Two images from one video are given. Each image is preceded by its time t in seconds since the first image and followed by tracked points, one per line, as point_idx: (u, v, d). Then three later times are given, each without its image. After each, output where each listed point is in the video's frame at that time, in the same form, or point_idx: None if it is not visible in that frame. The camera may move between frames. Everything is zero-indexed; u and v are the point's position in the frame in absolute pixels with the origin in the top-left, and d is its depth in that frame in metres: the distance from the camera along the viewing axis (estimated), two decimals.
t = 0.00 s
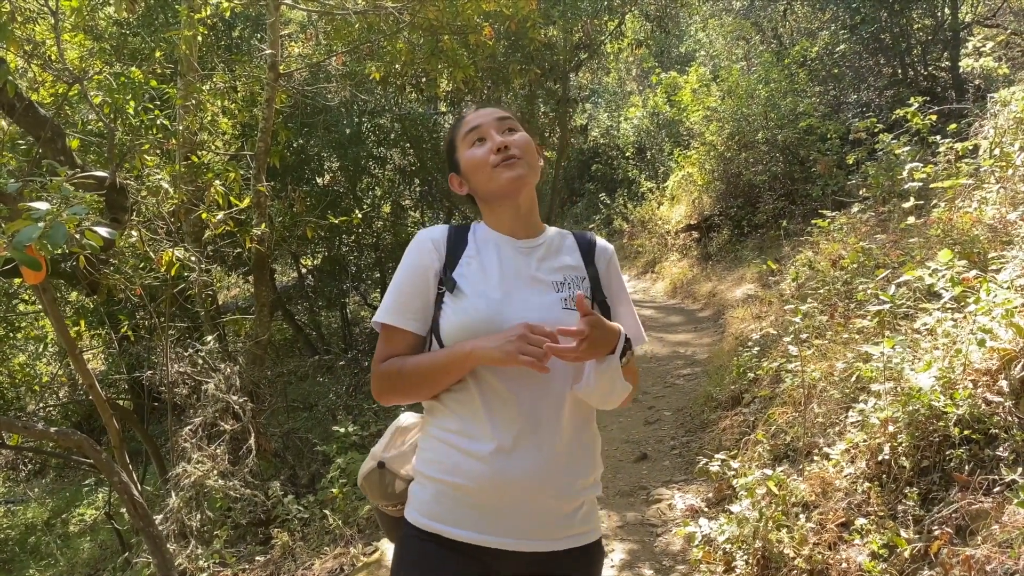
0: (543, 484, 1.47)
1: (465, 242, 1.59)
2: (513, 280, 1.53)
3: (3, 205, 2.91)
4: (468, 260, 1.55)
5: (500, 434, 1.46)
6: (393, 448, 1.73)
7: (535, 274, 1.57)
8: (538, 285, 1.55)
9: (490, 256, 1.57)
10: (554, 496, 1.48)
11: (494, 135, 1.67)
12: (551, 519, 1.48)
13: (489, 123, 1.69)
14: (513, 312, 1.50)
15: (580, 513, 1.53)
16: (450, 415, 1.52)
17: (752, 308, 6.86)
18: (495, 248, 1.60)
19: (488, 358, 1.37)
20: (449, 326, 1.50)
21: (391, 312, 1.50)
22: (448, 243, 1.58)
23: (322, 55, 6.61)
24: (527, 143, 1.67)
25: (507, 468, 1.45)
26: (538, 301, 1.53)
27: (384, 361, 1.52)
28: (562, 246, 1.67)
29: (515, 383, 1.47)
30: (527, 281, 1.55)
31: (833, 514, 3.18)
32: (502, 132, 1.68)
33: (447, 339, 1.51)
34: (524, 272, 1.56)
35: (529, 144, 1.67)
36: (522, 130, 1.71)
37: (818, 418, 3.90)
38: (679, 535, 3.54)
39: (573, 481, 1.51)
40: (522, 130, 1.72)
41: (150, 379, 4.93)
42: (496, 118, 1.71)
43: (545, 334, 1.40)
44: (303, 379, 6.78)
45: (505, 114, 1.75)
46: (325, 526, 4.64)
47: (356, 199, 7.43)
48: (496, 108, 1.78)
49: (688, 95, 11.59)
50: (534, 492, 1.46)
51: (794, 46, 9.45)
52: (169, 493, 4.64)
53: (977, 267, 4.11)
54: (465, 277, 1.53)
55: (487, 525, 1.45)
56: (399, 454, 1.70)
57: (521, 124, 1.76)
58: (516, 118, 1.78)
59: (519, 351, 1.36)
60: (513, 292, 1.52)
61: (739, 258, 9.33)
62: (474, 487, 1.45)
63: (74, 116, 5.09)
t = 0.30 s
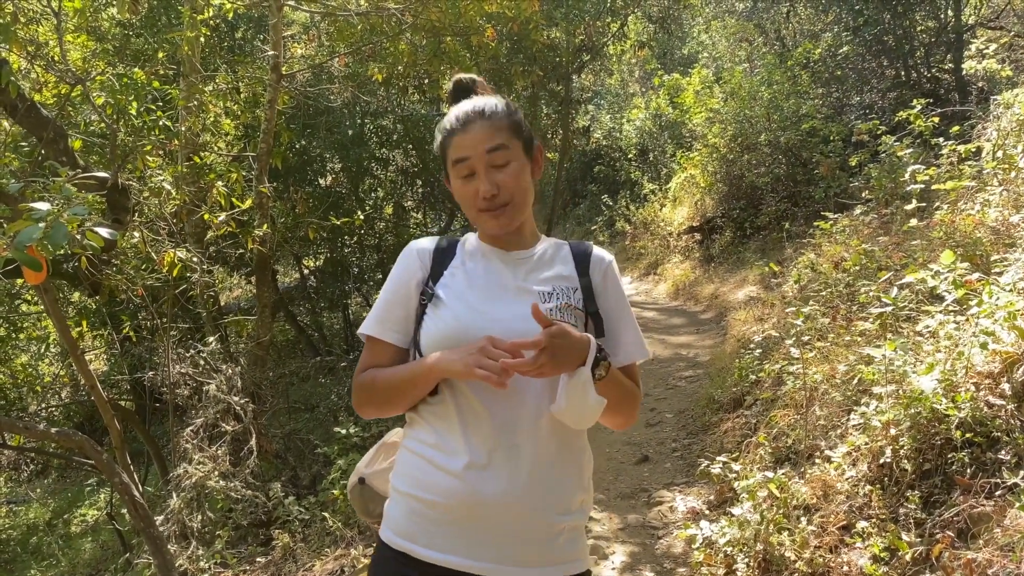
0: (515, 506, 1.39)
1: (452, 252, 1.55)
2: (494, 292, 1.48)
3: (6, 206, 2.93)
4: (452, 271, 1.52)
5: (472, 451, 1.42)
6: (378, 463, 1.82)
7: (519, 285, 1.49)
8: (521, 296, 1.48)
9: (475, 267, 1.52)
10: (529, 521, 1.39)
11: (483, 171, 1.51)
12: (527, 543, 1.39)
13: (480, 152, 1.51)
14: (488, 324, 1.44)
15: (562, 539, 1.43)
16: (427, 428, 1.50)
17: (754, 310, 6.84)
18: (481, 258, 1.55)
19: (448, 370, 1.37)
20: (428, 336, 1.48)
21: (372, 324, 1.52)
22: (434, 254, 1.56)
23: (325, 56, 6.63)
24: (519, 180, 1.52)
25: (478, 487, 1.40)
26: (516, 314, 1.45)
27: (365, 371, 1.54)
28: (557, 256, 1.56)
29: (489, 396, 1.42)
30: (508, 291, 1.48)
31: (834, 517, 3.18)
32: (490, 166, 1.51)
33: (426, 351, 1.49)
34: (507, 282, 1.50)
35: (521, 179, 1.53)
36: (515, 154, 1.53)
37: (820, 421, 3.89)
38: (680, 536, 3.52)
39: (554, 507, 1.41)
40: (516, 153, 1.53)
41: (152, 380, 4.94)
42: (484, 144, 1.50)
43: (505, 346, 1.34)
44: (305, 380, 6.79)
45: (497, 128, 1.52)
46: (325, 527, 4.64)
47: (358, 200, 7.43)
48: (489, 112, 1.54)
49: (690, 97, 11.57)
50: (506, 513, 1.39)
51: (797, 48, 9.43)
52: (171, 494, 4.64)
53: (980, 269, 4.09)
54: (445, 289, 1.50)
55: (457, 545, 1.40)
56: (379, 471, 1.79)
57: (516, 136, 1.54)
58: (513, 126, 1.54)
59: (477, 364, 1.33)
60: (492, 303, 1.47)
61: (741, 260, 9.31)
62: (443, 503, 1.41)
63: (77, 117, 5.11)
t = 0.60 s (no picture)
0: (502, 522, 1.36)
1: (453, 254, 1.54)
2: (496, 300, 1.45)
3: (9, 207, 2.95)
4: (452, 277, 1.50)
5: (461, 463, 1.40)
6: (378, 472, 1.76)
7: (521, 292, 1.45)
8: (524, 305, 1.44)
9: (477, 273, 1.50)
10: (517, 535, 1.36)
11: (492, 180, 1.45)
12: (516, 558, 1.37)
13: (489, 160, 1.44)
14: (490, 337, 1.41)
15: (555, 555, 1.39)
16: (420, 438, 1.50)
17: (757, 312, 6.82)
18: (483, 262, 1.52)
19: (447, 392, 1.34)
20: (426, 345, 1.46)
21: (371, 328, 1.50)
22: (434, 255, 1.54)
23: (327, 57, 6.63)
24: (529, 189, 1.47)
25: (467, 500, 1.38)
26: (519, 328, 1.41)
27: (364, 376, 1.53)
28: (565, 259, 1.51)
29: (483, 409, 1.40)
30: (511, 300, 1.45)
31: (837, 519, 3.16)
32: (500, 176, 1.45)
33: (424, 357, 1.47)
34: (509, 288, 1.46)
35: (530, 191, 1.47)
36: (526, 164, 1.46)
37: (822, 423, 3.88)
38: (681, 539, 3.48)
39: (543, 521, 1.37)
40: (527, 163, 1.46)
41: (154, 381, 4.94)
42: (495, 153, 1.43)
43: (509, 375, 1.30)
44: (307, 381, 6.80)
45: (510, 134, 1.44)
46: (327, 528, 4.64)
47: (360, 202, 7.45)
48: (501, 115, 1.45)
49: (693, 99, 11.54)
50: (493, 528, 1.36)
51: (800, 50, 9.42)
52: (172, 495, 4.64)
53: (983, 271, 4.08)
54: (446, 295, 1.47)
55: (445, 558, 1.40)
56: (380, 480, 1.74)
57: (529, 142, 1.47)
58: (526, 130, 1.46)
59: (477, 389, 1.30)
60: (494, 313, 1.43)
61: (744, 262, 9.27)
62: (431, 516, 1.41)
63: (80, 118, 5.12)
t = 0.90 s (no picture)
0: (518, 547, 1.33)
1: (480, 259, 1.53)
2: (522, 309, 1.42)
3: (12, 208, 2.96)
4: (478, 284, 1.49)
5: (476, 483, 1.39)
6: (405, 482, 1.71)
7: (550, 299, 1.42)
8: (551, 313, 1.41)
9: (503, 279, 1.48)
10: (534, 562, 1.33)
11: (519, 173, 1.41)
12: None
13: (516, 152, 1.40)
14: (514, 346, 1.38)
15: None
16: (439, 456, 1.49)
17: (759, 314, 6.78)
18: (511, 268, 1.50)
19: (462, 405, 1.32)
20: (450, 354, 1.44)
21: (398, 336, 1.51)
22: (460, 259, 1.54)
23: (330, 59, 6.65)
24: (558, 183, 1.42)
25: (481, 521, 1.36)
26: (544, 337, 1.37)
27: (392, 386, 1.54)
28: (599, 263, 1.47)
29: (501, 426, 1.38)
30: (538, 309, 1.42)
31: (838, 522, 3.15)
32: (528, 168, 1.42)
33: (448, 367, 1.45)
34: (536, 296, 1.43)
35: (560, 183, 1.43)
36: (556, 155, 1.42)
37: (823, 425, 3.87)
38: (680, 539, 3.38)
39: (562, 547, 1.34)
40: (557, 154, 1.42)
41: (156, 382, 4.94)
42: (522, 145, 1.40)
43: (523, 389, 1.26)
44: (309, 382, 6.81)
45: (537, 125, 1.40)
46: (328, 530, 4.64)
47: (362, 203, 7.48)
48: (529, 103, 1.41)
49: (695, 100, 11.49)
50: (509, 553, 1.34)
51: (803, 51, 9.42)
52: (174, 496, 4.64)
53: (985, 273, 4.07)
54: (471, 302, 1.46)
55: None
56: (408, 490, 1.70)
57: (558, 131, 1.43)
58: (555, 120, 1.43)
59: (488, 406, 1.27)
60: (520, 322, 1.40)
61: (746, 263, 9.22)
62: (446, 537, 1.40)
63: (83, 120, 5.15)
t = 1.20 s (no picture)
0: (545, 557, 1.32)
1: (520, 247, 1.55)
2: (559, 303, 1.44)
3: (14, 209, 2.97)
4: (515, 272, 1.51)
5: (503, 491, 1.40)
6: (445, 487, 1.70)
7: (589, 294, 1.43)
8: (591, 309, 1.42)
9: (541, 271, 1.50)
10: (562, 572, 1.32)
11: (578, 148, 1.42)
12: None
13: (578, 125, 1.42)
14: (546, 340, 1.40)
15: None
16: (470, 464, 1.50)
17: (760, 314, 6.63)
18: (554, 257, 1.52)
19: (485, 398, 1.35)
20: (482, 342, 1.48)
21: (434, 320, 1.57)
22: (501, 244, 1.58)
23: (331, 60, 6.66)
24: (615, 163, 1.42)
25: (505, 529, 1.36)
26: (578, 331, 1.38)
27: (426, 370, 1.59)
28: (649, 257, 1.46)
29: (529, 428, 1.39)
30: (575, 303, 1.43)
31: (839, 523, 3.15)
32: (588, 145, 1.43)
33: (479, 353, 1.49)
34: (575, 289, 1.45)
35: (619, 164, 1.42)
36: (618, 135, 1.43)
37: (824, 426, 3.87)
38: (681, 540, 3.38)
39: (590, 558, 1.31)
40: (619, 134, 1.43)
41: (158, 383, 4.94)
42: (586, 118, 1.41)
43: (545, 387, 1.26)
44: (311, 384, 6.82)
45: (604, 101, 1.42)
46: (329, 531, 4.63)
47: (364, 205, 7.50)
48: (599, 79, 1.43)
49: (695, 100, 11.45)
50: (537, 564, 1.33)
51: (804, 52, 9.42)
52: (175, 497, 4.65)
53: (986, 274, 4.07)
54: (507, 290, 1.49)
55: None
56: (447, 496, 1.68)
57: (624, 112, 1.44)
58: (622, 99, 1.44)
59: (508, 400, 1.29)
60: (555, 315, 1.42)
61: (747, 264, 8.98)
62: (475, 547, 1.40)
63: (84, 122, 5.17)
